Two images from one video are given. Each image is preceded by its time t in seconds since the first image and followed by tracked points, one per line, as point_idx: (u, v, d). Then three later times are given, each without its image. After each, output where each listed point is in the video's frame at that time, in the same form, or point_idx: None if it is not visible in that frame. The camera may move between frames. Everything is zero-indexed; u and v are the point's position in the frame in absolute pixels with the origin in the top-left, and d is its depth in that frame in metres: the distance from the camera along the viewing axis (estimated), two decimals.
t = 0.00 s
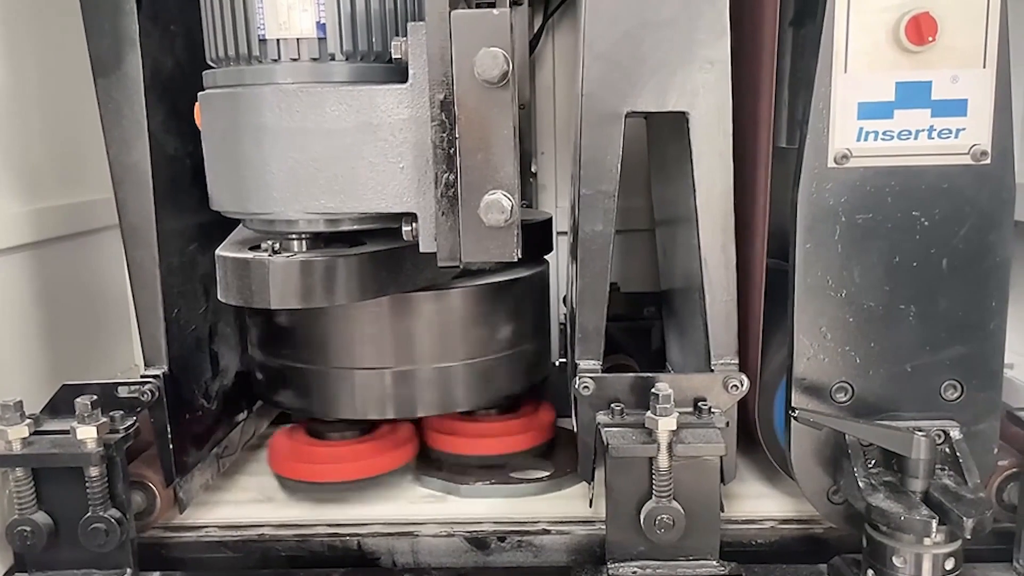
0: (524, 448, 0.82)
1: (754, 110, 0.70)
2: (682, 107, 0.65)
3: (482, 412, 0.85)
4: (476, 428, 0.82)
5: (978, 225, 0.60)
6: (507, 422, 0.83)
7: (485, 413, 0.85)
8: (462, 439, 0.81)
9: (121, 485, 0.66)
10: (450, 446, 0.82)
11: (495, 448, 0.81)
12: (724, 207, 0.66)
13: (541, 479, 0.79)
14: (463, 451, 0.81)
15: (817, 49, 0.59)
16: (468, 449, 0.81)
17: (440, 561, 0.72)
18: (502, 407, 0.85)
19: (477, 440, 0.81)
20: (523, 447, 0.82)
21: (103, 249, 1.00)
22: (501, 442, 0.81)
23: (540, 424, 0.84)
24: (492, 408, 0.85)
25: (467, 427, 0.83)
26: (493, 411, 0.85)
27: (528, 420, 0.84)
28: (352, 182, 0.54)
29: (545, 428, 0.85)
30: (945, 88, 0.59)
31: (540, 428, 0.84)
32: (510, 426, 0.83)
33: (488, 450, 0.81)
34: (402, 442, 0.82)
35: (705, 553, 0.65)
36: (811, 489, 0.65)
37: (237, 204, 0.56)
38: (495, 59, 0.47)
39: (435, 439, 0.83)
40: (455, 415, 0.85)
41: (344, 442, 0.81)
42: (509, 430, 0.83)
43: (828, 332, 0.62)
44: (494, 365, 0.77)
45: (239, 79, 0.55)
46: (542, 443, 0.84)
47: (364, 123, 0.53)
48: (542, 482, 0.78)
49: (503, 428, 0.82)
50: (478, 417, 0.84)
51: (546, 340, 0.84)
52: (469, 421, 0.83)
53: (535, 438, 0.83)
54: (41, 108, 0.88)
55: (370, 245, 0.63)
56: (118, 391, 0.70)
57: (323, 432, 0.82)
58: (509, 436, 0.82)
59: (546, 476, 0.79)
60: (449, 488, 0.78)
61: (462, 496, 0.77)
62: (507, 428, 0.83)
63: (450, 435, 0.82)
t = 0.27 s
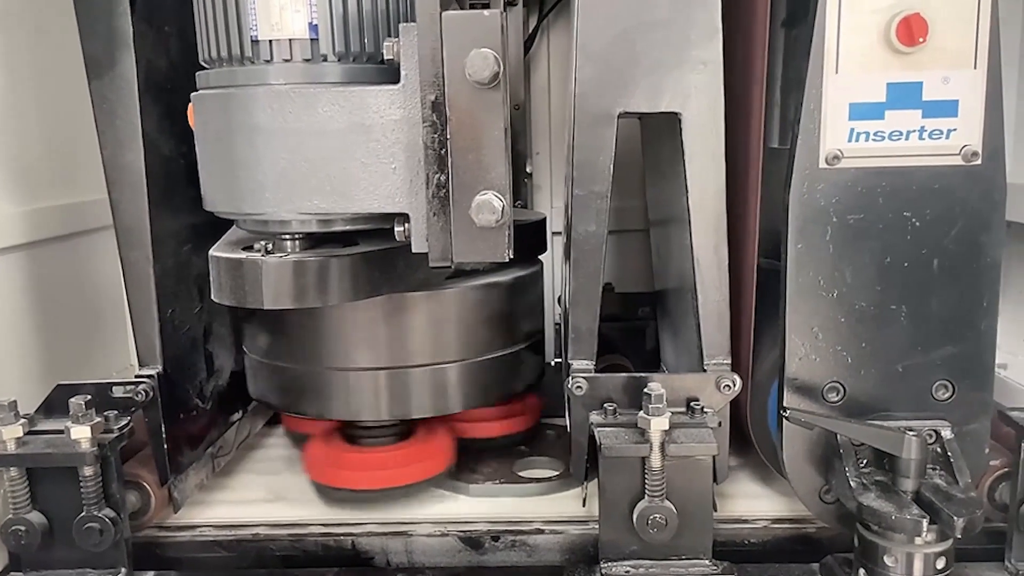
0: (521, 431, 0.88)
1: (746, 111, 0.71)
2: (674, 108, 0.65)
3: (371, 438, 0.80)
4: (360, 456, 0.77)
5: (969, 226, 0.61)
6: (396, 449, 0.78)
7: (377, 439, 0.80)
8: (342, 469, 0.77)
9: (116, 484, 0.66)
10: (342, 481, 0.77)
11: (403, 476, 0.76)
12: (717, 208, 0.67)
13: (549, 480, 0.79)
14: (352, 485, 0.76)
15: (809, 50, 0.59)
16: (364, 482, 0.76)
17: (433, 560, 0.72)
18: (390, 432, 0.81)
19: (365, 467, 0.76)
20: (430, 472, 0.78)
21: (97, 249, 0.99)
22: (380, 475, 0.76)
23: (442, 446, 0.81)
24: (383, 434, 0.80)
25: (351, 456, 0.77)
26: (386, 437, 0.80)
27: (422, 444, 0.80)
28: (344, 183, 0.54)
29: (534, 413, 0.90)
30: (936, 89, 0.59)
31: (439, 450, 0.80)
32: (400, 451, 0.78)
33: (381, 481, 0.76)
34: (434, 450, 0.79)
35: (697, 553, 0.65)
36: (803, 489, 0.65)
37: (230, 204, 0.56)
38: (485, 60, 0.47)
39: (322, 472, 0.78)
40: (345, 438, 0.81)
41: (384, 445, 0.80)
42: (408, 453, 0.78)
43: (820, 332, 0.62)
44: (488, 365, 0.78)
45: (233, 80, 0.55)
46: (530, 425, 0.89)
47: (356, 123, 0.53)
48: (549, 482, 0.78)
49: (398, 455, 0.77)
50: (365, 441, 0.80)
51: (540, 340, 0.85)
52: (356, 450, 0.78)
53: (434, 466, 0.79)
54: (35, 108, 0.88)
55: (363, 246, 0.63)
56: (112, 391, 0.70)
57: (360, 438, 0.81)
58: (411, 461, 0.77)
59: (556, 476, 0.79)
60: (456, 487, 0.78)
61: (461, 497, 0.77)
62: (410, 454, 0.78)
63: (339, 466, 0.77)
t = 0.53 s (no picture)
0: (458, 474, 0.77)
1: (738, 112, 0.71)
2: (665, 109, 0.66)
3: (404, 434, 0.79)
4: (379, 454, 0.77)
5: (959, 226, 0.61)
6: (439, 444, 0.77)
7: (408, 437, 0.79)
8: (382, 468, 0.76)
9: (109, 484, 0.66)
10: (365, 477, 0.78)
11: (421, 475, 0.76)
12: (708, 208, 0.67)
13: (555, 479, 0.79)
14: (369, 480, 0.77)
15: (798, 51, 0.59)
16: (394, 479, 0.76)
17: (426, 560, 0.73)
18: (426, 429, 0.80)
19: (386, 466, 0.76)
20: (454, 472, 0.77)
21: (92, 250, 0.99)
22: (415, 473, 0.76)
23: (471, 447, 0.79)
24: (418, 432, 0.80)
25: (388, 454, 0.76)
26: (423, 433, 0.80)
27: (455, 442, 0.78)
28: (335, 183, 0.54)
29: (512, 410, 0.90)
30: (925, 90, 0.59)
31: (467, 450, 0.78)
32: (437, 448, 0.77)
33: (412, 480, 0.76)
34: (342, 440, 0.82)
35: (688, 552, 0.65)
36: (794, 488, 0.66)
37: (221, 205, 0.57)
38: (472, 61, 0.47)
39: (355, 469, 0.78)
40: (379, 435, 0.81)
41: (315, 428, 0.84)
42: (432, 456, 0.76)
43: (810, 332, 0.63)
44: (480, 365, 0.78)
45: (223, 81, 0.55)
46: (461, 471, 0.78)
47: (346, 124, 0.53)
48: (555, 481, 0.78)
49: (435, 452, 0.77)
50: (399, 438, 0.79)
51: (534, 340, 0.85)
52: (391, 447, 0.78)
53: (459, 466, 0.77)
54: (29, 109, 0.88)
55: (355, 246, 0.63)
56: (105, 391, 0.70)
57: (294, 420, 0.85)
58: (433, 462, 0.76)
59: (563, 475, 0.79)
60: (466, 487, 0.78)
61: (455, 497, 0.78)
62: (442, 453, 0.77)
63: (360, 463, 0.78)
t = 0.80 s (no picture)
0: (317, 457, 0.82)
1: (728, 113, 0.71)
2: (655, 110, 0.66)
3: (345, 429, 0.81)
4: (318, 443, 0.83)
5: (947, 226, 0.61)
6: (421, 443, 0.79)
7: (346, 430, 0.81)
8: (411, 458, 0.78)
9: (100, 484, 0.67)
10: (386, 467, 0.79)
11: (443, 466, 0.78)
12: (698, 208, 0.67)
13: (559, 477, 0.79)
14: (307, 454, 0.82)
15: (786, 52, 0.59)
16: (415, 471, 0.78)
17: (417, 559, 0.73)
18: (445, 424, 0.82)
19: (418, 457, 0.78)
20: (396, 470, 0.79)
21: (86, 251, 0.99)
22: (430, 466, 0.78)
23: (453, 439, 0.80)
24: (436, 424, 0.82)
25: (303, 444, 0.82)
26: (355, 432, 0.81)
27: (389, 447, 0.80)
28: (323, 184, 0.54)
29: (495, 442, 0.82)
30: (913, 90, 0.59)
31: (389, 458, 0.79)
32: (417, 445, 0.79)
33: (430, 472, 0.78)
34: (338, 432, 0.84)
35: (678, 551, 0.66)
36: (783, 487, 0.66)
37: (211, 205, 0.57)
38: (458, 61, 0.47)
39: (248, 445, 0.83)
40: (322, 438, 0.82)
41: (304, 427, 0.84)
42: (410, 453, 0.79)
43: (798, 332, 0.63)
44: (472, 365, 0.78)
45: (213, 82, 0.56)
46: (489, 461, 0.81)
47: (334, 125, 0.53)
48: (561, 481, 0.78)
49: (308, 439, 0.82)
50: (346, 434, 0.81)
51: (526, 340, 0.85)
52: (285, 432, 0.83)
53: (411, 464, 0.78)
54: (20, 109, 0.88)
55: (346, 246, 0.63)
56: (97, 391, 0.70)
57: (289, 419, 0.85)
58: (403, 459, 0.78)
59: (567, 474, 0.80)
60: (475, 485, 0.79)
61: (447, 497, 0.78)
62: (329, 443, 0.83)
63: (393, 454, 0.79)
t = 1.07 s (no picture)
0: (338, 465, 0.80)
1: (718, 113, 0.71)
2: (644, 111, 0.66)
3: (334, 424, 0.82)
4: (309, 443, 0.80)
5: (933, 226, 0.61)
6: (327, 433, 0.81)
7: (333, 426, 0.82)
8: (275, 456, 0.79)
9: (89, 483, 0.67)
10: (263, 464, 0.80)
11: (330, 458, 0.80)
12: (686, 208, 0.67)
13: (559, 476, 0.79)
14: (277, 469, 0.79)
15: (773, 53, 0.59)
16: (287, 466, 0.79)
17: (408, 559, 0.73)
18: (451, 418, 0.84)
19: (296, 453, 0.79)
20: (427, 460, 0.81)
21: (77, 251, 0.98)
22: (309, 458, 0.79)
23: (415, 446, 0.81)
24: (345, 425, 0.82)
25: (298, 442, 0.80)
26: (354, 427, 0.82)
27: (347, 434, 0.82)
28: (310, 184, 0.54)
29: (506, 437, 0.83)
30: (900, 91, 0.59)
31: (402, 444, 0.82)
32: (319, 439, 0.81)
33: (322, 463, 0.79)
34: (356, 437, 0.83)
35: (666, 551, 0.66)
36: (771, 487, 0.66)
37: (199, 205, 0.57)
38: (441, 62, 0.47)
39: (252, 458, 0.80)
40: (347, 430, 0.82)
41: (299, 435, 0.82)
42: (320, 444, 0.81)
43: (786, 332, 0.63)
44: (463, 365, 0.78)
45: (200, 82, 0.56)
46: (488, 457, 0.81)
47: (321, 125, 0.53)
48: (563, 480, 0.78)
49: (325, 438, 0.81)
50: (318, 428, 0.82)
51: (518, 340, 0.85)
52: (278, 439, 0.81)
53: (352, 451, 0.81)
54: (10, 109, 0.88)
55: (335, 246, 0.63)
56: (87, 391, 0.70)
57: (281, 425, 0.84)
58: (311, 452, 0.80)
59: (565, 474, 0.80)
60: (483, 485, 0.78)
61: (438, 497, 0.78)
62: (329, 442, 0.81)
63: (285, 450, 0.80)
